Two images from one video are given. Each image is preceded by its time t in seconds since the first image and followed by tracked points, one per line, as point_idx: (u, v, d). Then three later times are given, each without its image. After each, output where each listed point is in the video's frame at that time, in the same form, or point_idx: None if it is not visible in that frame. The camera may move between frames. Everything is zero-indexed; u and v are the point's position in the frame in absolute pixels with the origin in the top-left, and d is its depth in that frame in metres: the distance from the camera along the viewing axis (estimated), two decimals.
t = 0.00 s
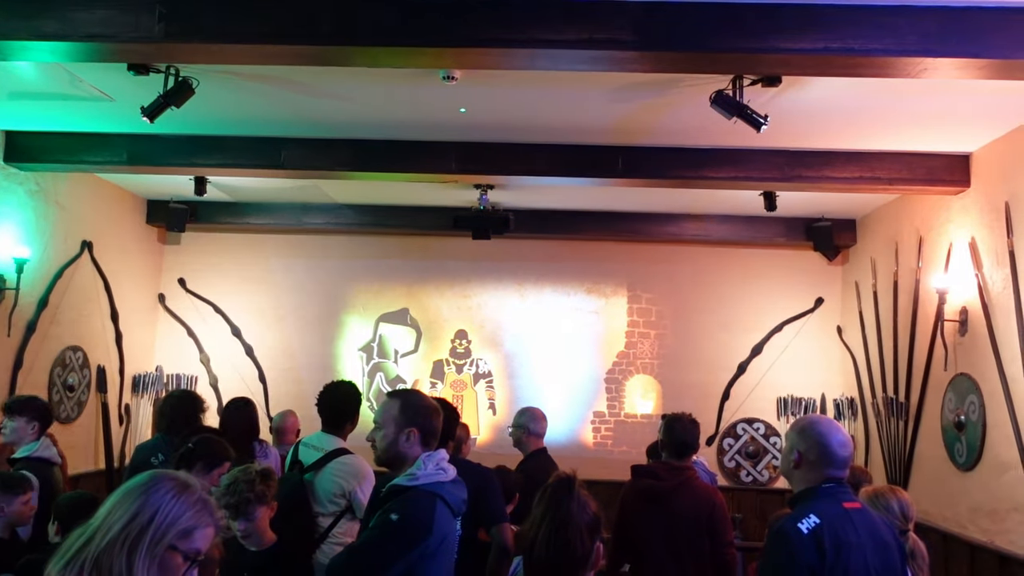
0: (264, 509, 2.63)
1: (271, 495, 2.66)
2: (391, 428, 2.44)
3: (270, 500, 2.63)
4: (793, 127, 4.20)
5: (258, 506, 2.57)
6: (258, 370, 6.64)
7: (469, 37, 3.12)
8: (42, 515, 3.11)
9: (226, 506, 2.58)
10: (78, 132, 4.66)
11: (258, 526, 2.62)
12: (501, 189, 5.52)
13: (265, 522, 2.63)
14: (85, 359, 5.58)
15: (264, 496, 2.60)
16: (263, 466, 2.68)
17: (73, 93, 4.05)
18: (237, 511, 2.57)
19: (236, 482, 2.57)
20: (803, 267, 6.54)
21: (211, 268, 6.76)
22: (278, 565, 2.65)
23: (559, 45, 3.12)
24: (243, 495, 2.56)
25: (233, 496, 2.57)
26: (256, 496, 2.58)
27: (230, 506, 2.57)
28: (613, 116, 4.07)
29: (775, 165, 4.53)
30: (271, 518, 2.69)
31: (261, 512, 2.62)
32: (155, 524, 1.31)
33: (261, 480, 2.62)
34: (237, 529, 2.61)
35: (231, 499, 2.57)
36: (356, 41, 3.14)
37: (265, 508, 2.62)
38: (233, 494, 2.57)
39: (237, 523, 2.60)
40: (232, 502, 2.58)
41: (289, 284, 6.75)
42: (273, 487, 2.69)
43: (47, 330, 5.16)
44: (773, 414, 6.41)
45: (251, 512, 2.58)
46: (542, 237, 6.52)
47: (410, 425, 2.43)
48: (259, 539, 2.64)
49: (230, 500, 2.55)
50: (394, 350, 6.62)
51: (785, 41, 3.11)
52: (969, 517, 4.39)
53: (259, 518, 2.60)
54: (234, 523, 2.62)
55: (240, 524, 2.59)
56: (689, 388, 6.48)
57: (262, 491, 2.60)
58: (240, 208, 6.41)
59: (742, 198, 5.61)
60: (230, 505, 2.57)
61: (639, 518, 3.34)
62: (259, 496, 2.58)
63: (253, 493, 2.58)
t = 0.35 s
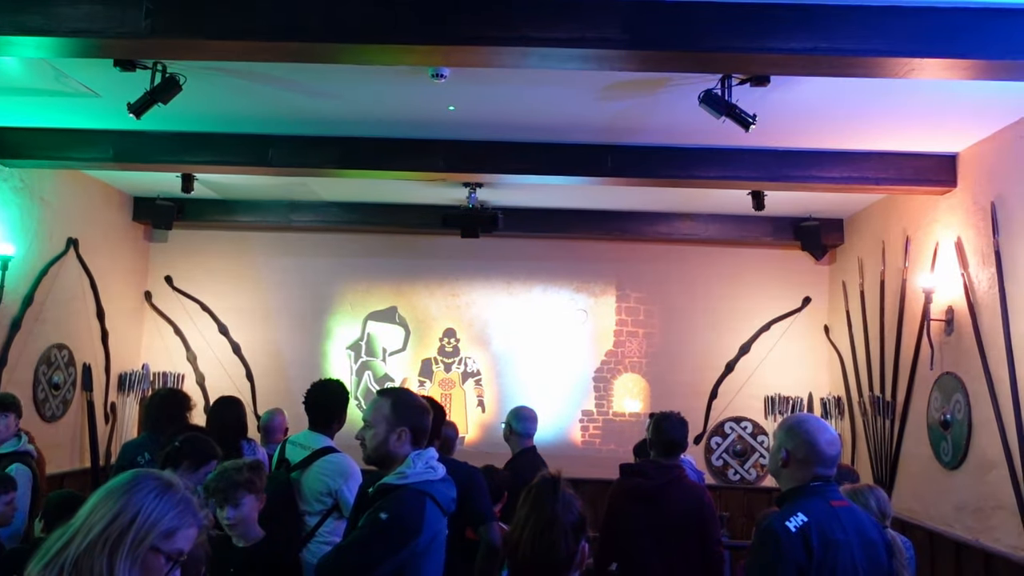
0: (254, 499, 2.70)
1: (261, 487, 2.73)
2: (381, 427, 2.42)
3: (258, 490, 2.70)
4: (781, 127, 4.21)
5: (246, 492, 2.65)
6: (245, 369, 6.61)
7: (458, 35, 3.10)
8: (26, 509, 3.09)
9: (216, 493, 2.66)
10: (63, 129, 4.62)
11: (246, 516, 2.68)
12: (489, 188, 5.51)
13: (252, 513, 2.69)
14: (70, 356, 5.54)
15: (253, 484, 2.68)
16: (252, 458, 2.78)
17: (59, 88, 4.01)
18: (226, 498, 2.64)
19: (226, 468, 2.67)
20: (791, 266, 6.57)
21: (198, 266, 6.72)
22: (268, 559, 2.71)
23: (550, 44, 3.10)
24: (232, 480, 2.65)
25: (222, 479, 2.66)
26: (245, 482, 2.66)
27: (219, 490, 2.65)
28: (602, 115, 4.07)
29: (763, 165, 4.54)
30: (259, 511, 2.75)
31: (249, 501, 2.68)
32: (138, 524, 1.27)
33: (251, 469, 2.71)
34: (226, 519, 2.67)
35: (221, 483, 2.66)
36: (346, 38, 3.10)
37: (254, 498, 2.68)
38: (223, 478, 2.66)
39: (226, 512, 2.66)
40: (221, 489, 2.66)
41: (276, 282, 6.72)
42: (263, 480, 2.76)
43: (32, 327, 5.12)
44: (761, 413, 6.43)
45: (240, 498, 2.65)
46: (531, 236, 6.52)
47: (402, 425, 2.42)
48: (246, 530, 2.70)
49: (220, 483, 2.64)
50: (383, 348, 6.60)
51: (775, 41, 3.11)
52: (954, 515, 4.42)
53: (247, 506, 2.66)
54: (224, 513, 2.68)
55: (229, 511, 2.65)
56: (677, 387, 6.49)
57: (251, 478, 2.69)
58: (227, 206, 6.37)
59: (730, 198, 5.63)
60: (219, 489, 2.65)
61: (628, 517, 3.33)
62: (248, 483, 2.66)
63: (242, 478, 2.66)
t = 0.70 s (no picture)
0: (253, 501, 2.67)
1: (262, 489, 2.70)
2: (370, 425, 2.42)
3: (259, 491, 2.68)
4: (771, 126, 4.22)
5: (247, 491, 2.62)
6: (233, 367, 6.58)
7: (449, 32, 3.08)
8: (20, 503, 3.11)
9: (217, 485, 2.63)
10: (49, 125, 4.58)
11: (241, 517, 2.66)
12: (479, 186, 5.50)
13: (248, 514, 2.67)
14: (57, 355, 5.51)
15: (255, 484, 2.66)
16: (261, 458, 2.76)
17: (45, 84, 3.98)
18: (228, 493, 2.62)
19: (238, 462, 2.65)
20: (780, 265, 6.59)
21: (186, 264, 6.69)
22: (249, 560, 2.67)
23: (541, 41, 3.09)
24: (239, 476, 2.63)
25: (228, 475, 2.63)
26: (250, 480, 2.64)
27: (221, 485, 2.62)
28: (592, 113, 4.07)
29: (753, 164, 4.54)
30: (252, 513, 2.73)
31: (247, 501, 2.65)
32: (116, 523, 1.26)
33: (257, 469, 2.69)
34: (220, 514, 2.64)
35: (227, 478, 2.63)
36: (335, 35, 3.08)
37: (253, 499, 2.66)
38: (228, 474, 2.64)
39: (222, 507, 2.64)
40: (224, 483, 2.64)
41: (265, 280, 6.70)
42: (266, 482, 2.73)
43: (18, 325, 5.09)
44: (750, 412, 6.45)
45: (240, 496, 2.62)
46: (521, 234, 6.52)
47: (391, 424, 2.43)
48: (236, 530, 2.67)
49: (225, 477, 2.62)
50: (372, 346, 6.59)
51: (766, 40, 3.11)
52: (941, 513, 4.44)
53: (244, 505, 2.64)
54: (219, 507, 2.65)
55: (226, 507, 2.63)
56: (667, 385, 6.51)
57: (256, 478, 2.66)
58: (215, 203, 6.34)
59: (720, 196, 5.64)
60: (222, 484, 2.62)
61: (617, 514, 3.32)
62: (252, 482, 2.64)
63: (248, 477, 2.64)
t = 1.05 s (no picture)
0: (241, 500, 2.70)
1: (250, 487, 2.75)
2: (361, 425, 2.41)
3: (247, 490, 2.71)
4: (760, 125, 4.23)
5: (236, 490, 2.66)
6: (222, 366, 6.56)
7: (438, 29, 3.07)
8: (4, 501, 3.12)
9: (206, 483, 2.66)
10: (36, 122, 4.56)
11: (228, 515, 2.68)
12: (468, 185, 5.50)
13: (234, 513, 2.69)
14: (44, 354, 5.48)
15: (244, 483, 2.70)
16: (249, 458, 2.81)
17: (30, 81, 3.95)
18: (217, 491, 2.65)
19: (227, 460, 2.69)
20: (769, 264, 6.61)
21: (174, 262, 6.67)
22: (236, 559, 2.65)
23: (530, 39, 3.08)
24: (229, 474, 2.67)
25: (218, 473, 2.66)
26: (240, 478, 2.68)
27: (211, 484, 2.65)
28: (581, 111, 4.07)
29: (742, 163, 4.55)
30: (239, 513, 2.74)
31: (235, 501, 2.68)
32: (94, 524, 1.25)
33: (245, 468, 2.74)
34: (207, 512, 2.66)
35: (216, 476, 2.66)
36: (324, 32, 3.06)
37: (241, 498, 2.69)
38: (218, 473, 2.67)
39: (209, 505, 2.66)
40: (213, 481, 2.67)
41: (254, 279, 6.68)
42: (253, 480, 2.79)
43: (4, 325, 5.06)
44: (739, 411, 6.46)
45: (229, 494, 2.65)
46: (511, 233, 6.52)
47: (384, 423, 2.42)
48: (223, 529, 2.69)
49: (216, 476, 2.65)
50: (361, 345, 6.58)
51: (755, 38, 3.11)
52: (928, 511, 4.47)
53: (232, 504, 2.67)
54: (207, 505, 2.67)
55: (215, 505, 2.65)
56: (657, 384, 6.52)
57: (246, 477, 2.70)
58: (204, 202, 6.32)
59: (709, 195, 5.65)
60: (212, 482, 2.65)
61: (605, 513, 3.32)
62: (241, 480, 2.68)
63: (238, 475, 2.68)
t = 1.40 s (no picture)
0: (226, 501, 2.66)
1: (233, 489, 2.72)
2: (355, 424, 2.41)
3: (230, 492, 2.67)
4: (748, 122, 4.24)
5: (220, 492, 2.62)
6: (213, 368, 6.55)
7: (424, 29, 3.06)
8: None
9: (187, 489, 2.61)
10: (22, 124, 4.53)
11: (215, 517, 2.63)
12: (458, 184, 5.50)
13: (220, 515, 2.65)
14: (33, 357, 5.45)
15: (226, 485, 2.65)
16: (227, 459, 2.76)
17: (17, 83, 3.93)
18: (200, 496, 2.59)
19: (206, 464, 2.63)
20: (759, 261, 6.63)
21: (164, 263, 6.64)
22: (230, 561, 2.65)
23: (517, 38, 3.08)
24: (209, 478, 2.62)
25: (200, 477, 2.61)
26: (221, 481, 2.63)
27: (194, 489, 2.60)
28: (569, 110, 4.08)
29: (731, 160, 4.56)
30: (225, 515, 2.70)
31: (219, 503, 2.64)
32: (88, 534, 1.25)
33: (227, 470, 2.70)
34: (193, 517, 2.61)
35: (197, 481, 2.61)
36: (310, 32, 3.05)
37: (226, 499, 2.65)
38: (199, 477, 2.62)
39: (194, 510, 2.60)
40: (194, 486, 2.61)
41: (244, 280, 6.66)
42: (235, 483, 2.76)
43: None
44: (730, 407, 6.48)
45: (213, 499, 2.61)
46: (501, 232, 6.52)
47: (378, 423, 2.43)
48: (211, 532, 2.63)
49: (198, 480, 2.60)
50: (353, 345, 6.57)
51: (741, 36, 3.11)
52: (919, 505, 4.48)
53: (217, 507, 2.62)
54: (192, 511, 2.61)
55: (200, 510, 2.60)
56: (648, 382, 6.53)
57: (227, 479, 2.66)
58: (193, 203, 6.30)
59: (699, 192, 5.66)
60: (195, 487, 2.60)
61: (596, 511, 3.32)
62: (223, 483, 2.64)
63: (220, 479, 2.63)
